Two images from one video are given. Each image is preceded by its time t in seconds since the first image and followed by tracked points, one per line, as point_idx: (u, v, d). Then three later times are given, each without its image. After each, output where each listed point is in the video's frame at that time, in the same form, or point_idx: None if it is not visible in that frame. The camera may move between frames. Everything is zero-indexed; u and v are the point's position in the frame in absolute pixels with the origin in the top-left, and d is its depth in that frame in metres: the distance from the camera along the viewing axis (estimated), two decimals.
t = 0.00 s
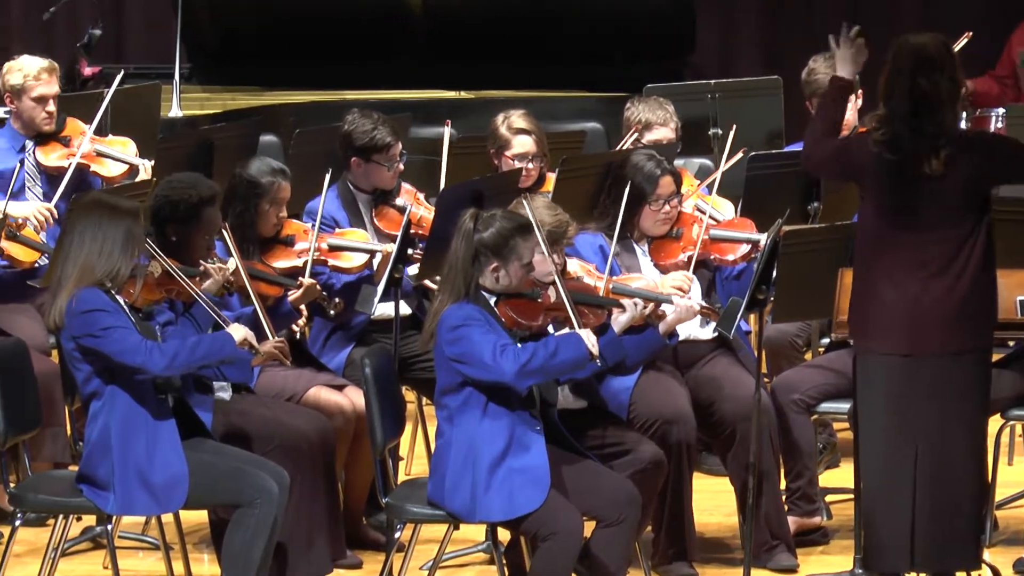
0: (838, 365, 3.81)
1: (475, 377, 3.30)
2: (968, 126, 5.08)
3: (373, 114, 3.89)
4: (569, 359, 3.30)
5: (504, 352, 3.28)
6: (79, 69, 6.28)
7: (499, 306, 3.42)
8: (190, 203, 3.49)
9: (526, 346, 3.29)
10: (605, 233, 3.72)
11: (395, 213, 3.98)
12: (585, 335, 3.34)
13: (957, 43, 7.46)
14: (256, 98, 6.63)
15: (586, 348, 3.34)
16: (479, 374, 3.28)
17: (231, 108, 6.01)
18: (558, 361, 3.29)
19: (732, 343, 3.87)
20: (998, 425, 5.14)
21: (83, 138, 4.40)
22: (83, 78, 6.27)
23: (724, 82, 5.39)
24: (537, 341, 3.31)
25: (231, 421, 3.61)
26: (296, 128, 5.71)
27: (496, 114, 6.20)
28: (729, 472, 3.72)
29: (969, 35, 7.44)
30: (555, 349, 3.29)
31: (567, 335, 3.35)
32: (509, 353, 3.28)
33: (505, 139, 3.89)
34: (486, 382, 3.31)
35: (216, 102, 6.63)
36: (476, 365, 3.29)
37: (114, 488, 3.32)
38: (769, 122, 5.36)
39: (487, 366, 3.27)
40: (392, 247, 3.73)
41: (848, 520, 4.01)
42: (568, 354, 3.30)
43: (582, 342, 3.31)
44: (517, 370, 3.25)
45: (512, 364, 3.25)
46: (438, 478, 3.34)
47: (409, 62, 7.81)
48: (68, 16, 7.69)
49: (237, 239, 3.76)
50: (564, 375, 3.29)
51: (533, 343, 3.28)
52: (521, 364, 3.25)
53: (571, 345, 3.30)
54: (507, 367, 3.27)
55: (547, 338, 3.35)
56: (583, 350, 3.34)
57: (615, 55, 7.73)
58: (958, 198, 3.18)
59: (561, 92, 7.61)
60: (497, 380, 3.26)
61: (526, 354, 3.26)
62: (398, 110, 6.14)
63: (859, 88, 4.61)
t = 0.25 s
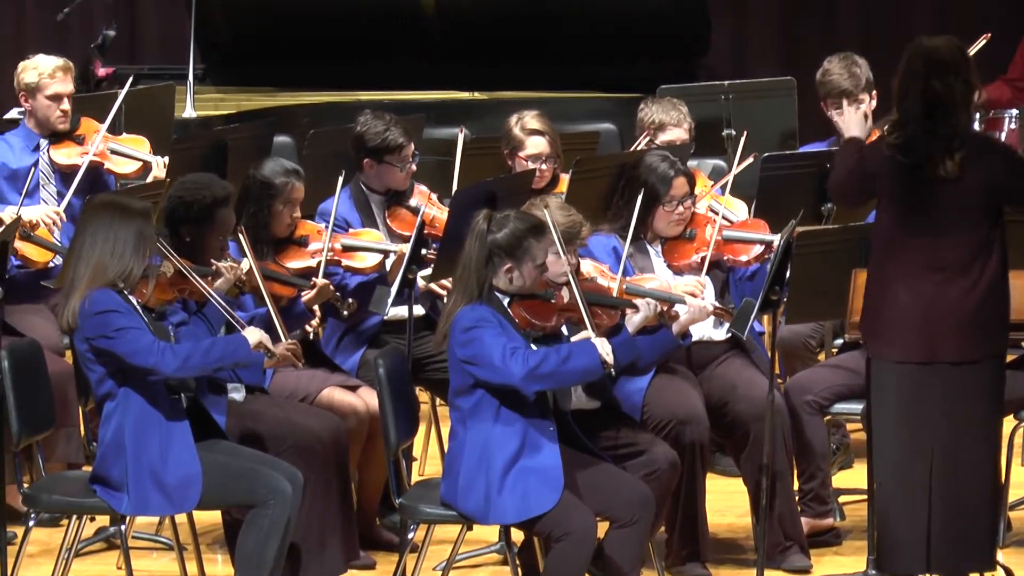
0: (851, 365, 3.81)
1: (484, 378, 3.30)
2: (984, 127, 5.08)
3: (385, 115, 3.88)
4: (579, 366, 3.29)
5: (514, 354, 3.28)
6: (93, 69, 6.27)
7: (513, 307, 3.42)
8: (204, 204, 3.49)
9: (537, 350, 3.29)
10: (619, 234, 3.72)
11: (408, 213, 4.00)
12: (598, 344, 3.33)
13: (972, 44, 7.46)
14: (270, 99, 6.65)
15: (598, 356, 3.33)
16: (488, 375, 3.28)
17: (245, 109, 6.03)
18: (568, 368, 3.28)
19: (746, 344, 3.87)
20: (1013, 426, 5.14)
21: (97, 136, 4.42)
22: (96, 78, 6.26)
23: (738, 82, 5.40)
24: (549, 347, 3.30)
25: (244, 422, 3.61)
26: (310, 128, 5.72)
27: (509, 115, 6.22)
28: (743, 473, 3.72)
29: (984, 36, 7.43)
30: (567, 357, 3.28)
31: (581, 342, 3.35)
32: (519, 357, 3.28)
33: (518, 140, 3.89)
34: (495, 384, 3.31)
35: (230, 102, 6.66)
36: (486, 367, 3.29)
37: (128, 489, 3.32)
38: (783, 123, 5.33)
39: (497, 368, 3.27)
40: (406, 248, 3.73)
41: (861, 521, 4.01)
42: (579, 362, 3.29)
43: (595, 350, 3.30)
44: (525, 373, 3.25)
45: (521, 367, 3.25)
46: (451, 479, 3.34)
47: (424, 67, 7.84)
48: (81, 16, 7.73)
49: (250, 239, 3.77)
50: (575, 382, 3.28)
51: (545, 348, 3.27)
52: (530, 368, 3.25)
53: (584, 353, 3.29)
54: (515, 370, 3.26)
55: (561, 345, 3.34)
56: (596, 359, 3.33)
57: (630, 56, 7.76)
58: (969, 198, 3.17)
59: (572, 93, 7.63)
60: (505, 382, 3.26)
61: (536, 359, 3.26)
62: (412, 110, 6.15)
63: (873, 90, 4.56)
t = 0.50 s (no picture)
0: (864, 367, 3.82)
1: (492, 379, 3.30)
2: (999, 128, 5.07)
3: (396, 115, 3.88)
4: (590, 373, 3.28)
5: (524, 356, 3.27)
6: (106, 70, 6.27)
7: (526, 307, 3.41)
8: (216, 204, 3.48)
9: (548, 354, 3.28)
10: (632, 235, 3.71)
11: (420, 214, 3.99)
12: (611, 351, 3.32)
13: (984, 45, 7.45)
14: (282, 99, 6.65)
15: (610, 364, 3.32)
16: (496, 376, 3.28)
17: (259, 110, 6.03)
18: (578, 374, 3.27)
19: (759, 345, 3.86)
20: None
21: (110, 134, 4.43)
22: (109, 79, 6.26)
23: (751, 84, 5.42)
24: (561, 352, 3.29)
25: (258, 423, 3.61)
26: (322, 129, 5.73)
27: (522, 116, 6.22)
28: (756, 474, 3.72)
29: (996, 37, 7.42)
30: (578, 362, 3.27)
31: (595, 348, 3.33)
32: (529, 360, 3.28)
33: (531, 140, 3.89)
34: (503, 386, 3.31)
35: (242, 104, 6.70)
36: (495, 368, 3.29)
37: (141, 489, 3.32)
38: (796, 123, 5.36)
39: (505, 369, 3.26)
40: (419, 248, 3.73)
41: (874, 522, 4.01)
42: (590, 368, 3.28)
43: (606, 357, 3.29)
44: (533, 376, 3.24)
45: (529, 369, 3.24)
46: (464, 480, 3.34)
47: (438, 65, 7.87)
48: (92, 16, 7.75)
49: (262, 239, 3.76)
50: (584, 388, 3.27)
51: (555, 352, 3.26)
52: (538, 371, 3.24)
53: (595, 360, 3.28)
54: (523, 372, 3.26)
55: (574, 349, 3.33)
56: (608, 366, 3.31)
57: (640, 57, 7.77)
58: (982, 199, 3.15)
59: (583, 93, 7.64)
60: (513, 384, 3.26)
61: (545, 362, 3.25)
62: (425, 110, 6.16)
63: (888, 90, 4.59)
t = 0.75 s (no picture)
0: (876, 367, 3.82)
1: (504, 379, 3.29)
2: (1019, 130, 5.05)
3: (410, 116, 3.88)
4: (605, 381, 3.26)
5: (537, 358, 3.26)
6: (119, 70, 6.31)
7: (537, 307, 3.40)
8: (229, 205, 3.48)
9: (561, 358, 3.26)
10: (644, 235, 3.70)
11: (433, 215, 4.00)
12: (628, 359, 3.30)
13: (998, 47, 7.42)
14: (294, 99, 6.69)
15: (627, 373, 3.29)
16: (508, 377, 3.27)
17: (273, 110, 6.06)
18: (592, 381, 3.25)
19: (771, 346, 3.86)
20: None
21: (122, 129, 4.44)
22: (122, 79, 6.30)
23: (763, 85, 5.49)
24: (577, 358, 3.27)
25: (269, 424, 3.60)
26: (335, 130, 5.74)
27: (534, 117, 6.24)
28: (768, 475, 3.72)
29: (1010, 39, 7.38)
30: (593, 369, 3.25)
31: (612, 356, 3.31)
32: (542, 362, 3.26)
33: (544, 140, 3.88)
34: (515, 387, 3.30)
35: (254, 105, 6.86)
36: (507, 368, 3.28)
37: (153, 490, 3.31)
38: (808, 125, 5.44)
39: (516, 369, 3.26)
40: (432, 248, 3.74)
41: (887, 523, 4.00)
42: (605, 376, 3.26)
43: (621, 365, 3.27)
44: (545, 378, 3.23)
45: (541, 371, 3.23)
46: (476, 480, 3.34)
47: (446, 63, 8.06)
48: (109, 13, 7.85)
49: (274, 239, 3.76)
50: (596, 395, 3.25)
51: (569, 357, 3.25)
52: (550, 374, 3.23)
53: (611, 368, 3.26)
54: (535, 374, 3.25)
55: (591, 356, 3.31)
56: (624, 375, 3.29)
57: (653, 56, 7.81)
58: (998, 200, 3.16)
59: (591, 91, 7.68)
60: (524, 385, 3.25)
61: (558, 365, 3.23)
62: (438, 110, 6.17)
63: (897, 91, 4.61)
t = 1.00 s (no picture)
0: (890, 367, 3.81)
1: (524, 378, 3.28)
2: None
3: (424, 117, 3.88)
4: (623, 368, 3.27)
5: (556, 354, 3.26)
6: (131, 71, 6.40)
7: (550, 307, 3.41)
8: (242, 205, 3.48)
9: (579, 351, 3.27)
10: (657, 235, 3.71)
11: (446, 215, 4.01)
12: (643, 345, 3.31)
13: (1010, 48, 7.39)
14: (306, 99, 6.69)
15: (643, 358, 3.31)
16: (528, 375, 3.27)
17: (287, 110, 6.06)
18: (612, 369, 3.26)
19: (784, 346, 3.86)
20: None
21: (134, 137, 4.46)
22: (135, 79, 6.38)
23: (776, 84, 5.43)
24: (593, 349, 3.28)
25: (281, 424, 3.60)
26: (348, 129, 5.74)
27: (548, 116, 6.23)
28: (780, 474, 3.73)
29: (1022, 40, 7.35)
30: (610, 358, 3.26)
31: (626, 344, 3.33)
32: (560, 357, 3.27)
33: (556, 140, 3.88)
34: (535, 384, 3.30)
35: (268, 104, 6.77)
36: (526, 366, 3.28)
37: (166, 490, 3.31)
38: (822, 125, 5.36)
39: (537, 367, 3.25)
40: (444, 247, 3.74)
41: (899, 523, 3.99)
42: (624, 363, 3.27)
43: (638, 351, 3.28)
44: (567, 373, 3.23)
45: (562, 366, 3.23)
46: (490, 479, 3.34)
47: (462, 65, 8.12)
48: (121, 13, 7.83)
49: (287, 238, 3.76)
50: (618, 383, 3.26)
51: (587, 349, 3.26)
52: (571, 367, 3.23)
53: (628, 355, 3.27)
54: (556, 370, 3.25)
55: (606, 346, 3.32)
56: (640, 361, 3.30)
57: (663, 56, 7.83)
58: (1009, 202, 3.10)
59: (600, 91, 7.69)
60: (546, 382, 3.25)
61: (578, 359, 3.24)
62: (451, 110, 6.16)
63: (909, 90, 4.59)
